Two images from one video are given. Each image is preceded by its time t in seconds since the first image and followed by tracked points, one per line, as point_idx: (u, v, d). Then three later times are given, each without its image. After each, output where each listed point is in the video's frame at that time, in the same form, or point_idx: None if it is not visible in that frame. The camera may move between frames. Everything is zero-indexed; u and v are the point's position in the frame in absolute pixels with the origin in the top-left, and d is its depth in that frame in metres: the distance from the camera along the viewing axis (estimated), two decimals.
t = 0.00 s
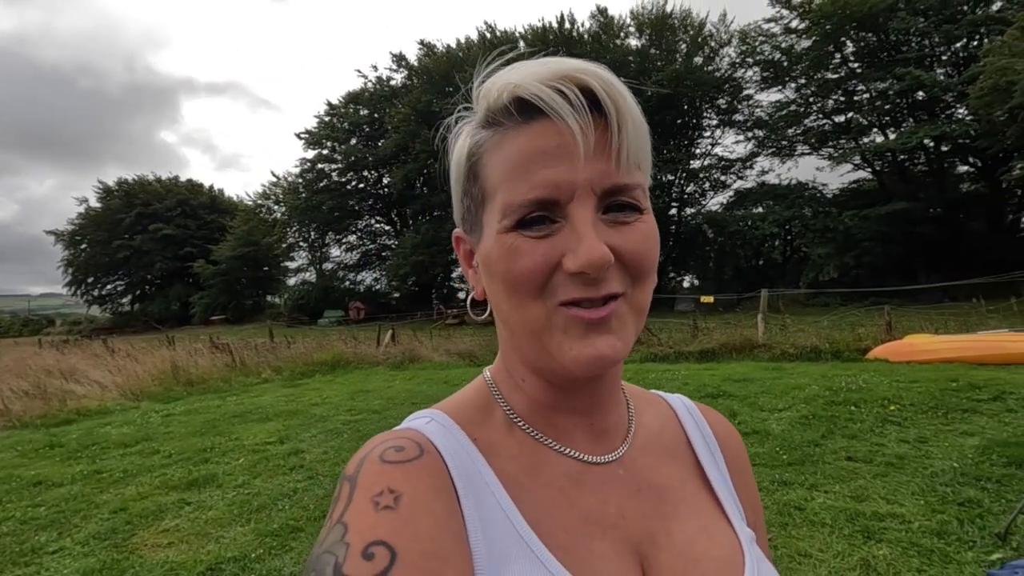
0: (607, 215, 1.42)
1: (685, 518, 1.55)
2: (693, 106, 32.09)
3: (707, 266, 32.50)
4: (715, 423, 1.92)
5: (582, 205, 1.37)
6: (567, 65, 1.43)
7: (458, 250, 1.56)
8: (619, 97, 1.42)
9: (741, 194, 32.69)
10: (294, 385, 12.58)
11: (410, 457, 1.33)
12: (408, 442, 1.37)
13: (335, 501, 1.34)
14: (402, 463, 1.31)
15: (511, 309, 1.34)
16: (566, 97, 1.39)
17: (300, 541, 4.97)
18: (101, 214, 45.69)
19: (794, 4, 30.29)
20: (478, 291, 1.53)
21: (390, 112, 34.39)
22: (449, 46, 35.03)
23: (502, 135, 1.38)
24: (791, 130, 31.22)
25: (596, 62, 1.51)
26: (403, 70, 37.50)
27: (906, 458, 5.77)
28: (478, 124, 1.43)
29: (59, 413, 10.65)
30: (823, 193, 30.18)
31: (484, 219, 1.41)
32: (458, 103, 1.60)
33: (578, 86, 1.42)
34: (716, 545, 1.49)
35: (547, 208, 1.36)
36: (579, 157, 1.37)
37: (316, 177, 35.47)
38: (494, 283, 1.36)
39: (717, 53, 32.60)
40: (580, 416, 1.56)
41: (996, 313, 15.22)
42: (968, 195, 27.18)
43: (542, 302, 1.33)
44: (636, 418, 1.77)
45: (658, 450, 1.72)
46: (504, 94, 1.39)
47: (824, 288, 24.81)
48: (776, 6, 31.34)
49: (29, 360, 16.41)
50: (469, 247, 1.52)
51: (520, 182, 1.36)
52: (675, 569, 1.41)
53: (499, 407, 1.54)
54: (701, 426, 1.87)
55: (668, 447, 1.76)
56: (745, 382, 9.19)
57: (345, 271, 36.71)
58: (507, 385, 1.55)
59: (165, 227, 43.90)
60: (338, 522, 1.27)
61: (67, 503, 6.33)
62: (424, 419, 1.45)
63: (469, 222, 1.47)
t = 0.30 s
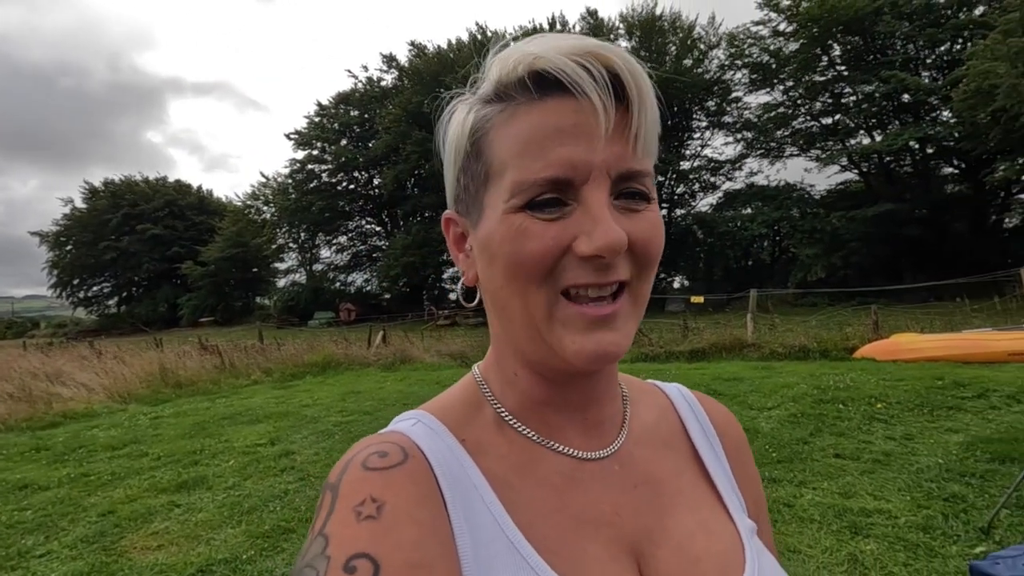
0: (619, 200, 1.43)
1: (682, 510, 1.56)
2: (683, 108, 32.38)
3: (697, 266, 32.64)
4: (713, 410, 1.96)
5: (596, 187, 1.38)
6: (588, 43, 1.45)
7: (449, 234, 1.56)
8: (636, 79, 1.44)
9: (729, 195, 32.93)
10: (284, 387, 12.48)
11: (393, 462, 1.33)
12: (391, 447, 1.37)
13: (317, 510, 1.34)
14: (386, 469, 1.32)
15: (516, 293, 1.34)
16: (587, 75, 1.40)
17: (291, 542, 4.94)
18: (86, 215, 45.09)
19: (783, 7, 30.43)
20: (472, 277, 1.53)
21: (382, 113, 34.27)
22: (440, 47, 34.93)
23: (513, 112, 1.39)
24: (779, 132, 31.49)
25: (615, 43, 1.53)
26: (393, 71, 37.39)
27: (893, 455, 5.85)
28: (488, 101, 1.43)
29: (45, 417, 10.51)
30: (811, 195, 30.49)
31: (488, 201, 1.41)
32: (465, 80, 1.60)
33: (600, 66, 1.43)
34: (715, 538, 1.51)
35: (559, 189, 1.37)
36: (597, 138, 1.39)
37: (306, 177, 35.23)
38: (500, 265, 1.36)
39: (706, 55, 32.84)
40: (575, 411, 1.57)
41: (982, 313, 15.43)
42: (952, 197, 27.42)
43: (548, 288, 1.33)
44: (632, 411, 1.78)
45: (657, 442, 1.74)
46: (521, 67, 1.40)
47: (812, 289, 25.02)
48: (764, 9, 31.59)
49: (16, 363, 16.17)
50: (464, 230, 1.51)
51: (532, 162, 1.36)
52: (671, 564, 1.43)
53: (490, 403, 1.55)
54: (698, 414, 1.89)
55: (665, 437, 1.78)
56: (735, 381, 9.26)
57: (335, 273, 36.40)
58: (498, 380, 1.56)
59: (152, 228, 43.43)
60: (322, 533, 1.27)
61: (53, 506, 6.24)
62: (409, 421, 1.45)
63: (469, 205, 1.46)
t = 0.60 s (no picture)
0: (631, 190, 1.45)
1: (686, 503, 1.58)
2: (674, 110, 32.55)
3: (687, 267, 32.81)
4: (711, 402, 1.98)
5: (608, 176, 1.40)
6: (600, 31, 1.46)
7: (451, 228, 1.56)
8: (648, 68, 1.46)
9: (719, 196, 33.11)
10: (275, 388, 12.39)
11: (403, 456, 1.33)
12: (400, 440, 1.37)
13: (324, 506, 1.33)
14: (395, 462, 1.32)
15: (526, 284, 1.35)
16: (600, 62, 1.42)
17: (283, 544, 4.92)
18: (73, 216, 44.59)
19: (772, 10, 30.64)
20: (476, 271, 1.54)
21: (373, 113, 34.13)
22: (431, 47, 34.81)
23: (521, 102, 1.39)
24: (768, 134, 31.74)
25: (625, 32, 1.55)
26: (384, 72, 37.24)
27: (878, 453, 5.92)
28: (495, 89, 1.43)
29: (32, 420, 10.38)
30: (800, 196, 30.78)
31: (496, 192, 1.41)
32: (468, 70, 1.61)
33: (613, 55, 1.45)
34: (720, 531, 1.52)
35: (571, 177, 1.37)
36: (608, 127, 1.41)
37: (297, 179, 34.98)
38: (511, 256, 1.36)
39: (696, 57, 32.96)
40: (578, 404, 1.59)
41: (967, 312, 15.65)
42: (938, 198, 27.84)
43: (558, 282, 1.34)
44: (633, 404, 1.79)
45: (660, 434, 1.76)
46: (530, 55, 1.41)
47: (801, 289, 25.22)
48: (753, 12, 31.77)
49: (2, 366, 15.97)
50: (467, 224, 1.52)
51: (543, 151, 1.37)
52: (676, 556, 1.44)
53: (495, 399, 1.57)
54: (699, 405, 1.91)
55: (667, 430, 1.79)
56: (725, 380, 9.34)
57: (326, 274, 36.20)
58: (504, 375, 1.57)
59: (141, 229, 43.04)
60: (330, 528, 1.26)
61: (41, 510, 6.16)
62: (415, 415, 1.46)
63: (475, 196, 1.47)
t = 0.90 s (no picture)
0: (619, 189, 1.45)
1: (674, 489, 1.60)
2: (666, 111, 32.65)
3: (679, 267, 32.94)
4: (700, 396, 1.99)
5: (598, 175, 1.40)
6: (593, 28, 1.47)
7: (441, 220, 1.56)
8: (641, 66, 1.47)
9: (712, 198, 33.26)
10: (267, 390, 12.33)
11: (392, 446, 1.33)
12: (389, 430, 1.37)
13: (313, 495, 1.33)
14: (384, 452, 1.31)
15: (517, 280, 1.35)
16: (593, 60, 1.43)
17: (274, 545, 4.89)
18: (61, 216, 44.09)
19: (762, 13, 30.84)
20: (466, 265, 1.54)
21: (365, 114, 34.00)
22: (423, 48, 34.69)
23: (514, 98, 1.40)
24: (759, 135, 31.96)
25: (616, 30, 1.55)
26: (377, 72, 37.10)
27: (867, 451, 5.98)
28: (488, 85, 1.43)
29: (19, 423, 10.26)
30: (791, 197, 30.96)
31: (486, 188, 1.42)
32: (461, 64, 1.60)
33: (605, 53, 1.45)
34: (709, 517, 1.54)
35: (561, 176, 1.38)
36: (600, 125, 1.41)
37: (288, 179, 34.71)
38: (500, 251, 1.37)
39: (688, 58, 33.01)
40: (569, 398, 1.60)
41: (955, 312, 15.85)
42: (926, 199, 28.13)
43: (548, 279, 1.35)
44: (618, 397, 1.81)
45: (650, 428, 1.77)
46: (523, 52, 1.41)
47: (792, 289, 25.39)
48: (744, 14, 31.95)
49: None
50: (457, 217, 1.52)
51: (535, 147, 1.37)
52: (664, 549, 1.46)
53: (484, 392, 1.57)
54: (688, 398, 1.92)
55: (657, 425, 1.81)
56: (717, 380, 9.39)
57: (318, 274, 36.04)
58: (494, 366, 1.58)
59: (130, 229, 42.62)
60: (320, 514, 1.25)
61: (28, 513, 6.10)
62: (404, 405, 1.46)
63: (466, 191, 1.47)
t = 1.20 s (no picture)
0: (612, 203, 1.45)
1: (667, 494, 1.59)
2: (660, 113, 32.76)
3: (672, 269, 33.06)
4: (699, 400, 1.98)
5: (589, 192, 1.39)
6: (587, 38, 1.45)
7: (438, 223, 1.57)
8: (636, 76, 1.45)
9: (704, 199, 33.41)
10: (259, 391, 12.25)
11: (385, 448, 1.33)
12: (384, 432, 1.37)
13: (306, 495, 1.32)
14: (377, 454, 1.31)
15: (508, 290, 1.36)
16: (588, 71, 1.42)
17: (266, 548, 4.86)
18: (51, 218, 43.69)
19: (755, 15, 31.00)
20: (461, 267, 1.54)
21: (359, 115, 33.92)
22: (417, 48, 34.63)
23: (507, 107, 1.39)
24: (751, 136, 32.18)
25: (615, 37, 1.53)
26: (370, 73, 36.98)
27: (859, 450, 6.02)
28: (484, 91, 1.42)
29: (8, 426, 10.14)
30: (783, 199, 31.13)
31: (479, 196, 1.42)
32: (458, 63, 1.59)
33: (600, 64, 1.44)
34: (702, 523, 1.53)
35: (551, 190, 1.37)
36: (593, 141, 1.40)
37: (281, 180, 34.46)
38: (492, 261, 1.38)
39: (681, 60, 33.14)
40: (562, 403, 1.61)
41: (945, 312, 15.98)
42: (917, 200, 28.37)
43: (536, 292, 1.35)
44: (614, 401, 1.81)
45: (646, 433, 1.77)
46: (516, 60, 1.40)
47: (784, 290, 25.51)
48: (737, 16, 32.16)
49: None
50: (452, 219, 1.52)
51: (527, 159, 1.36)
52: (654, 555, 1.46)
53: (479, 396, 1.57)
54: (685, 403, 1.92)
55: (653, 427, 1.81)
56: (711, 380, 9.42)
57: (311, 275, 35.93)
58: (487, 370, 1.58)
59: (121, 230, 42.29)
60: (311, 517, 1.25)
61: (17, 517, 6.03)
62: (398, 406, 1.47)
63: (458, 197, 1.48)
